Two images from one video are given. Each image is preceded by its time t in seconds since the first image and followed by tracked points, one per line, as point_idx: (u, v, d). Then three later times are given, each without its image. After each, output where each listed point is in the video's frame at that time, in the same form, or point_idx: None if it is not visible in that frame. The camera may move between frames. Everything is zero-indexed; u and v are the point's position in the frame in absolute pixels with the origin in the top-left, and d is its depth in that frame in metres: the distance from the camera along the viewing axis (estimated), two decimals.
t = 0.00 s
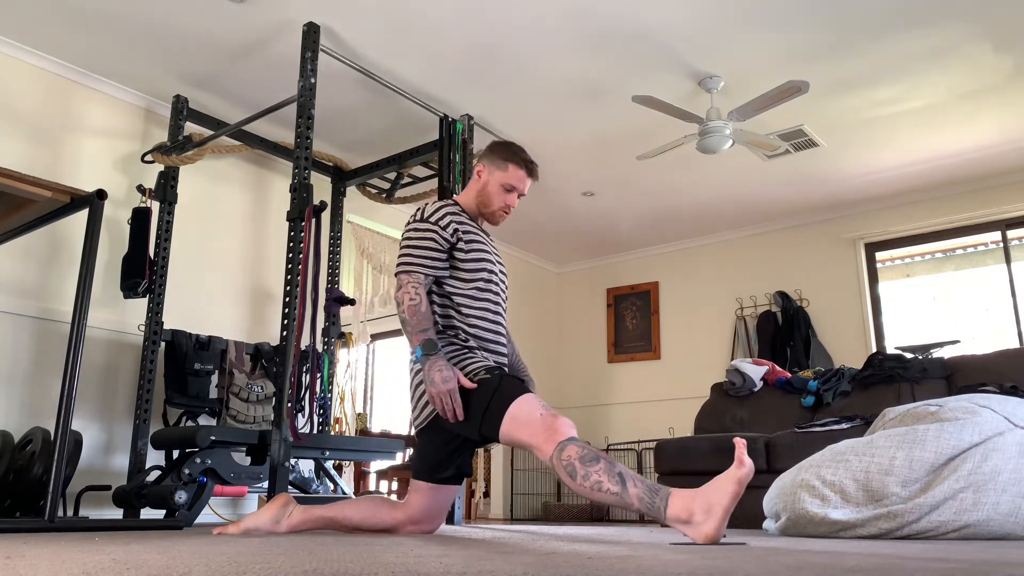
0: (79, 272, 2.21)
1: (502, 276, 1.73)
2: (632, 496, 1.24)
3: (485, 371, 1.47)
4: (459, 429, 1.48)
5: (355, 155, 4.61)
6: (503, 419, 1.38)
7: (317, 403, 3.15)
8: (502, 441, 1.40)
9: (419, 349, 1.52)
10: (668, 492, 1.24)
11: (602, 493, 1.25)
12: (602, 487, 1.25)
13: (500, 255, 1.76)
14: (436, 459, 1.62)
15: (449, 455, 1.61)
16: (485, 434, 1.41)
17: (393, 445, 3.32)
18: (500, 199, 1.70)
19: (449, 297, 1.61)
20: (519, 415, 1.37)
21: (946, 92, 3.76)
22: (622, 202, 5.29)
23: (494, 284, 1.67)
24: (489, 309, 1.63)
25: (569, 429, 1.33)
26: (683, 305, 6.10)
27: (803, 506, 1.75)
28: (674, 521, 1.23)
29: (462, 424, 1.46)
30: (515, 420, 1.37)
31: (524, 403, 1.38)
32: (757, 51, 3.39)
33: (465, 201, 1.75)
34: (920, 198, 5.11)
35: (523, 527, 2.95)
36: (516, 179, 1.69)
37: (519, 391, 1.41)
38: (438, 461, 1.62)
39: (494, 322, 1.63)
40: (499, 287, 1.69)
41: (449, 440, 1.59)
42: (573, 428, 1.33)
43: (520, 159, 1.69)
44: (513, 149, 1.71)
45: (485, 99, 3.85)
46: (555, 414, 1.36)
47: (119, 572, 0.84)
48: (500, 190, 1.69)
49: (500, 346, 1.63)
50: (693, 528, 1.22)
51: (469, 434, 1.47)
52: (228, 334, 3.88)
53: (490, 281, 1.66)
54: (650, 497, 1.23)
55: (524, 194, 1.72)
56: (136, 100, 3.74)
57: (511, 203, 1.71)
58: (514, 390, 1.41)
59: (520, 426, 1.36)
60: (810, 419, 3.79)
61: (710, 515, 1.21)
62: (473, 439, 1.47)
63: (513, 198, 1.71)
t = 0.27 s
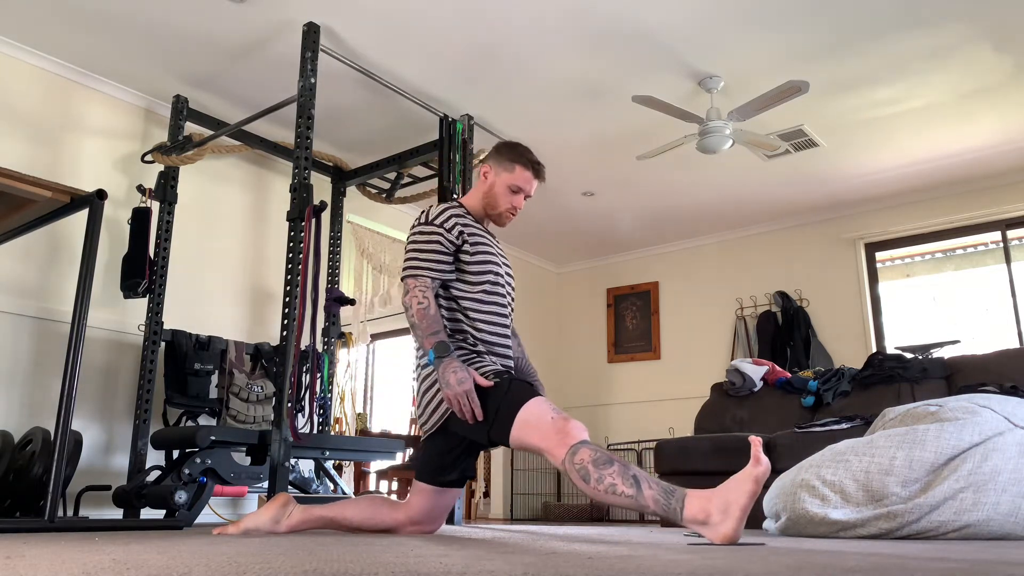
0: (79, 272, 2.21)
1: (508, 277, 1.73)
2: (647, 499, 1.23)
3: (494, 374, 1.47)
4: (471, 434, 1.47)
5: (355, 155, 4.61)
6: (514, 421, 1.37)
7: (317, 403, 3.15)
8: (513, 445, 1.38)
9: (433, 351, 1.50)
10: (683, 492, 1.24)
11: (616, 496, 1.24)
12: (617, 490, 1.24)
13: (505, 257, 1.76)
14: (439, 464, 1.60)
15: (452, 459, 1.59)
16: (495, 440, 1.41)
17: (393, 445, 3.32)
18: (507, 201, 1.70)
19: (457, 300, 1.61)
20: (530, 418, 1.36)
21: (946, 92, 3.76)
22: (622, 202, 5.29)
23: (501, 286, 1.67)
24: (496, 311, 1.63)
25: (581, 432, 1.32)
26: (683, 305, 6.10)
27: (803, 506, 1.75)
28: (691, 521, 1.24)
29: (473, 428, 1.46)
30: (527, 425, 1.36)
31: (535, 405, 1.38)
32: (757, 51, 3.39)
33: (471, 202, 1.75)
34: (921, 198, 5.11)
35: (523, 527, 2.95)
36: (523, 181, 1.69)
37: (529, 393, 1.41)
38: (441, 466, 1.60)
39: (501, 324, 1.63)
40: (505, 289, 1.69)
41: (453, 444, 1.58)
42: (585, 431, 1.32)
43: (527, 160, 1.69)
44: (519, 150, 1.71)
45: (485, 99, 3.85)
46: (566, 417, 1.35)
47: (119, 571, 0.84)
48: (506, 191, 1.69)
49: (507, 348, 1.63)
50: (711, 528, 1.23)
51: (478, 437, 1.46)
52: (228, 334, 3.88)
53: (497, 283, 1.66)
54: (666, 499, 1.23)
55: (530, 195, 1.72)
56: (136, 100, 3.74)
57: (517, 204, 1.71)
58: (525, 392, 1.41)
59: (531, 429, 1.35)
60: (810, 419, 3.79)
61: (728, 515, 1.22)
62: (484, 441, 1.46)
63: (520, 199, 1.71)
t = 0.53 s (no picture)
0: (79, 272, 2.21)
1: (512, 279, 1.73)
2: (659, 499, 1.23)
3: (500, 377, 1.48)
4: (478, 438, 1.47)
5: (355, 155, 4.61)
6: (521, 424, 1.38)
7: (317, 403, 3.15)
8: (520, 449, 1.39)
9: (433, 359, 1.49)
10: (695, 493, 1.24)
11: (627, 498, 1.25)
12: (628, 492, 1.24)
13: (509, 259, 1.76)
14: (443, 465, 1.61)
15: (456, 461, 1.60)
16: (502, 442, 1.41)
17: (393, 445, 3.32)
18: (510, 203, 1.70)
19: (462, 304, 1.61)
20: (538, 421, 1.36)
21: (946, 92, 3.76)
22: (622, 202, 5.28)
23: (505, 289, 1.68)
24: (502, 314, 1.63)
25: (590, 434, 1.31)
26: (683, 305, 6.10)
27: (803, 506, 1.75)
28: (703, 522, 1.23)
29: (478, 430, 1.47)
30: (535, 428, 1.36)
31: (544, 408, 1.38)
32: (757, 51, 3.39)
33: (474, 205, 1.75)
34: (921, 198, 5.11)
35: (523, 527, 2.94)
36: (526, 183, 1.69)
37: (536, 395, 1.41)
38: (444, 467, 1.61)
39: (506, 328, 1.63)
40: (510, 292, 1.69)
41: (457, 447, 1.59)
42: (593, 433, 1.32)
43: (530, 161, 1.69)
44: (523, 152, 1.70)
45: (485, 99, 3.85)
46: (574, 420, 1.35)
47: (119, 571, 0.85)
48: (510, 193, 1.69)
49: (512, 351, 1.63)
50: (724, 529, 1.22)
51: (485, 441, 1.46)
52: (228, 334, 3.88)
53: (502, 287, 1.66)
54: (677, 500, 1.23)
55: (533, 197, 1.72)
56: (136, 100, 3.74)
57: (521, 205, 1.71)
58: (532, 395, 1.41)
59: (540, 432, 1.36)
60: (810, 419, 3.79)
61: (741, 516, 1.21)
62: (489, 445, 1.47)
63: (524, 201, 1.71)
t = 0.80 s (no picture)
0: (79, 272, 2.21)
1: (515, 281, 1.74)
2: (666, 500, 1.23)
3: (506, 379, 1.48)
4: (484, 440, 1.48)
5: (355, 155, 4.61)
6: (528, 426, 1.38)
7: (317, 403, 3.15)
8: (526, 450, 1.39)
9: (441, 365, 1.48)
10: (703, 493, 1.24)
11: (635, 498, 1.24)
12: (635, 493, 1.24)
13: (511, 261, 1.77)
14: (445, 466, 1.61)
15: (458, 462, 1.60)
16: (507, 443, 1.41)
17: (393, 445, 3.32)
18: (511, 205, 1.70)
19: (467, 306, 1.61)
20: (545, 422, 1.37)
21: (946, 92, 3.76)
22: (622, 202, 5.29)
23: (509, 291, 1.68)
24: (506, 316, 1.64)
25: (597, 435, 1.31)
26: (683, 305, 6.10)
27: (803, 506, 1.75)
28: (712, 522, 1.23)
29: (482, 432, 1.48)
30: (541, 428, 1.37)
31: (551, 409, 1.39)
32: (757, 51, 3.39)
33: (475, 208, 1.75)
34: (921, 198, 5.11)
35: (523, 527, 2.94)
36: (527, 185, 1.69)
37: (542, 397, 1.41)
38: (446, 468, 1.61)
39: (511, 329, 1.64)
40: (513, 294, 1.70)
41: (460, 449, 1.59)
42: (600, 434, 1.32)
43: (530, 164, 1.70)
44: (523, 154, 1.71)
45: (485, 99, 3.85)
46: (581, 421, 1.35)
47: (120, 572, 0.85)
48: (510, 196, 1.69)
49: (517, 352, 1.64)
50: (733, 529, 1.22)
51: (491, 442, 1.47)
52: (228, 334, 3.88)
53: (506, 289, 1.66)
54: (686, 501, 1.22)
55: (534, 199, 1.72)
56: (136, 100, 3.74)
57: (522, 208, 1.70)
58: (538, 396, 1.41)
59: (547, 433, 1.36)
60: (810, 419, 3.79)
61: (750, 516, 1.21)
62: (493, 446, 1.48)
63: (524, 203, 1.71)
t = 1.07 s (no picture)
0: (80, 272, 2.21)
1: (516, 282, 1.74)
2: (671, 500, 1.23)
3: (509, 380, 1.48)
4: (485, 441, 1.48)
5: (355, 155, 4.61)
6: (531, 426, 1.38)
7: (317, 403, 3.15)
8: (529, 450, 1.39)
9: (449, 361, 1.48)
10: (708, 493, 1.24)
11: (639, 499, 1.24)
12: (639, 493, 1.24)
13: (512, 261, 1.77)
14: (445, 467, 1.62)
15: (459, 463, 1.60)
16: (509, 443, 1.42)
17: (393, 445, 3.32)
18: (510, 207, 1.70)
19: (470, 306, 1.61)
20: (548, 423, 1.37)
21: (946, 91, 3.76)
22: (622, 202, 5.28)
23: (510, 292, 1.68)
24: (508, 316, 1.64)
25: (600, 435, 1.31)
26: (683, 305, 6.10)
27: (803, 506, 1.75)
28: (717, 522, 1.24)
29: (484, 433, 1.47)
30: (545, 429, 1.37)
31: (553, 409, 1.39)
32: (757, 51, 3.39)
33: (474, 209, 1.74)
34: (921, 198, 5.11)
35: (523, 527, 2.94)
36: (525, 187, 1.69)
37: (544, 398, 1.42)
38: (446, 469, 1.61)
39: (513, 330, 1.64)
40: (515, 295, 1.70)
41: (460, 450, 1.59)
42: (604, 434, 1.32)
43: (528, 165, 1.70)
44: (521, 157, 1.71)
45: (485, 99, 3.85)
46: (585, 421, 1.35)
47: (120, 572, 0.85)
48: (509, 198, 1.69)
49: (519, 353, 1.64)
50: (738, 528, 1.23)
51: (492, 443, 1.46)
52: (228, 334, 3.88)
53: (507, 290, 1.67)
54: (690, 501, 1.23)
55: (533, 201, 1.72)
56: (136, 100, 3.74)
57: (521, 210, 1.71)
58: (541, 397, 1.42)
59: (550, 434, 1.36)
60: (810, 419, 3.79)
61: (754, 515, 1.22)
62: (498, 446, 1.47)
63: (523, 205, 1.71)
